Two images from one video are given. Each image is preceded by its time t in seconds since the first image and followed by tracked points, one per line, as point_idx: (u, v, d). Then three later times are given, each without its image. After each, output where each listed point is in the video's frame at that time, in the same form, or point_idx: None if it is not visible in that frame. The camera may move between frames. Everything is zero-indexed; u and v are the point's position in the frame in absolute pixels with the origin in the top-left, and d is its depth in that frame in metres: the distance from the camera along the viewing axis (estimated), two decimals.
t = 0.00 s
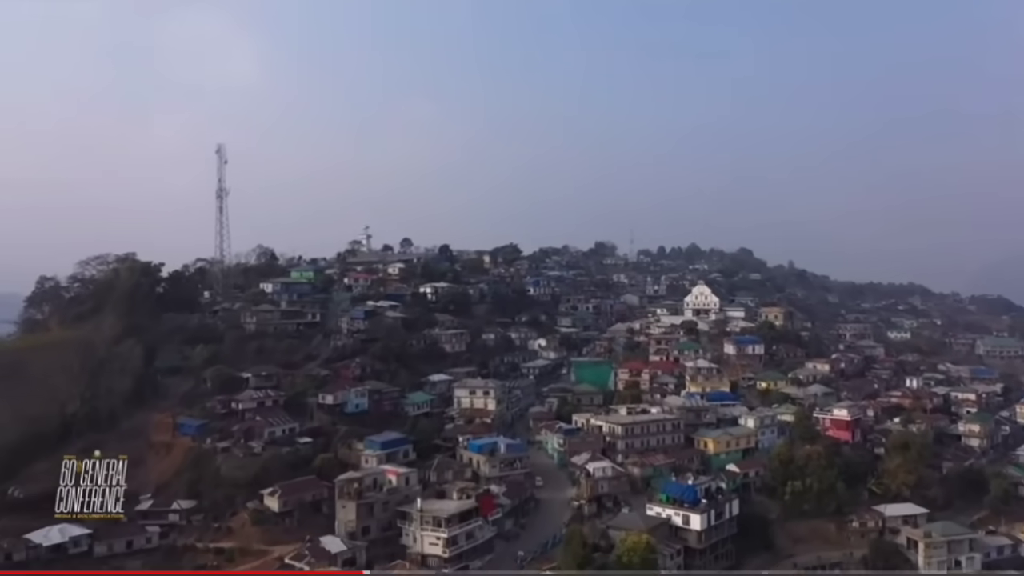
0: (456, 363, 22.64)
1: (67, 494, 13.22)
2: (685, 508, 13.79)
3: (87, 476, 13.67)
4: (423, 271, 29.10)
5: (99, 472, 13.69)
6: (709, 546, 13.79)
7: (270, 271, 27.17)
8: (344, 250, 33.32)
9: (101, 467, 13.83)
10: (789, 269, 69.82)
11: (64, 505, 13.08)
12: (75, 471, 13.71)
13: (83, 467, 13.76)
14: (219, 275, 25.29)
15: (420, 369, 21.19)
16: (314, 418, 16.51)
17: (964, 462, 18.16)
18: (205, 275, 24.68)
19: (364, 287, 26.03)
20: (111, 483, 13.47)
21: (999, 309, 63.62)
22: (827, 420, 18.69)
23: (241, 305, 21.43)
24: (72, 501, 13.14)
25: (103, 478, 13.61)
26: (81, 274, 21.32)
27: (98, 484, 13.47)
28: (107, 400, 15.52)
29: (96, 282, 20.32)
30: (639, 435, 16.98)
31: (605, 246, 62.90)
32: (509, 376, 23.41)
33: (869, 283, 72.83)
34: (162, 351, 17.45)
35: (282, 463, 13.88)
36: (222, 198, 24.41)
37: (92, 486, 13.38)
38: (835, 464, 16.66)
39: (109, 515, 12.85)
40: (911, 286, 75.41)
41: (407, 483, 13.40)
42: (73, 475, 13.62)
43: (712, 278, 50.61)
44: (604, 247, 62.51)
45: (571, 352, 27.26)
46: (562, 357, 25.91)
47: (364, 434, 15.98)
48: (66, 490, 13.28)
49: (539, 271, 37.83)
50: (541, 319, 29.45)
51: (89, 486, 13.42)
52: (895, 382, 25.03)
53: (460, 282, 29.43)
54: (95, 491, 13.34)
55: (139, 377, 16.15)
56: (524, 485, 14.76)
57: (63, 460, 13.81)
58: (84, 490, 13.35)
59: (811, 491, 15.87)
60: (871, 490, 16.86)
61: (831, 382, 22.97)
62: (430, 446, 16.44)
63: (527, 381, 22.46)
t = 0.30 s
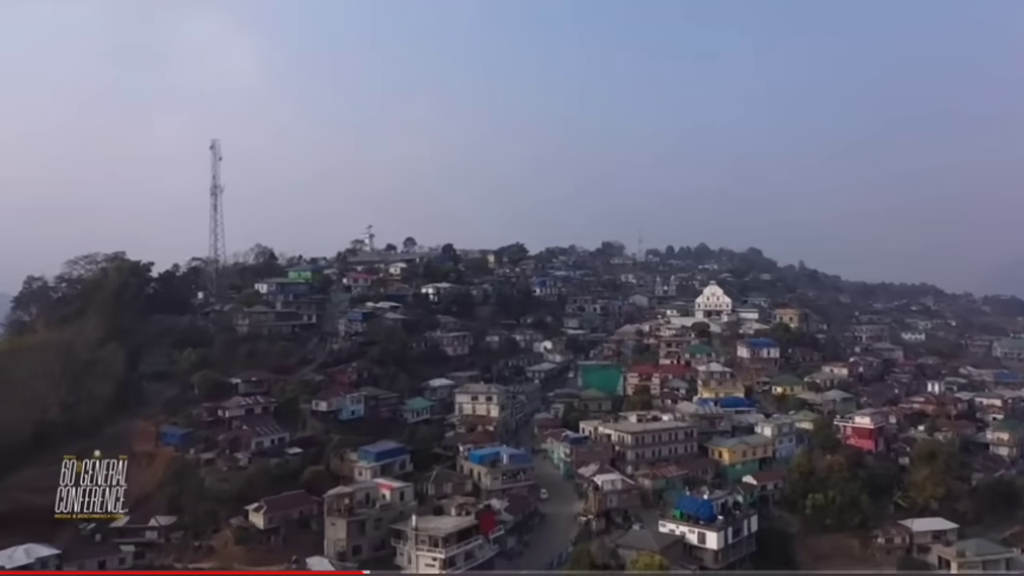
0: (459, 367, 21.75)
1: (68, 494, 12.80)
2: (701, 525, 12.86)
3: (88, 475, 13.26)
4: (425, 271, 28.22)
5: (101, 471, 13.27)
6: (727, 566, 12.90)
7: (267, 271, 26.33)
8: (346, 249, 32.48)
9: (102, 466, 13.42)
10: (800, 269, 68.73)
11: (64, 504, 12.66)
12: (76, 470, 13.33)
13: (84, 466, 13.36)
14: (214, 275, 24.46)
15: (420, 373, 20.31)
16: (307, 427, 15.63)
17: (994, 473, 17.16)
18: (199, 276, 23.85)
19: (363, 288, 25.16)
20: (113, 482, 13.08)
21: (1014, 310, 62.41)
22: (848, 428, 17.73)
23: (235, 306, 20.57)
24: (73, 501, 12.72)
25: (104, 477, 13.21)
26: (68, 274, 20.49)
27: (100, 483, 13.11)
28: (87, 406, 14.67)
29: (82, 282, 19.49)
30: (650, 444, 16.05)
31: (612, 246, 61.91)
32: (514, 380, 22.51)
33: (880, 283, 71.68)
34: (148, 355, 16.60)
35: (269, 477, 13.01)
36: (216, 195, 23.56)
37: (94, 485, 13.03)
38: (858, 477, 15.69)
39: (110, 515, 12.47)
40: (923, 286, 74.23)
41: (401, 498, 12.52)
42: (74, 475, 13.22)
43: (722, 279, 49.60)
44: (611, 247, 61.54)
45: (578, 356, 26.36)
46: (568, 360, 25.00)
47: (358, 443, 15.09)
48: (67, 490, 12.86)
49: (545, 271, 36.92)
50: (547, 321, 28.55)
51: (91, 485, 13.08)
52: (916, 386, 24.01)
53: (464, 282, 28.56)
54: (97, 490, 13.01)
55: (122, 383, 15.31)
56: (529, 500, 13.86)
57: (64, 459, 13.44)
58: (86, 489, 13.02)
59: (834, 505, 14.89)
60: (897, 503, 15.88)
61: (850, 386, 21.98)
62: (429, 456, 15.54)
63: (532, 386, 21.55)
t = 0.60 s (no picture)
0: (460, 371, 20.86)
1: (67, 494, 12.47)
2: (717, 545, 11.92)
3: (87, 475, 12.84)
4: (426, 270, 27.34)
5: (99, 471, 12.82)
6: None
7: (263, 271, 25.48)
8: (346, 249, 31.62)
9: (102, 465, 12.98)
10: (810, 270, 67.63)
11: (62, 505, 12.25)
12: (74, 471, 12.93)
13: (83, 466, 12.95)
14: (208, 275, 23.65)
15: (420, 377, 19.42)
16: (297, 436, 14.75)
17: None
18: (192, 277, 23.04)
19: (362, 288, 24.31)
20: (112, 480, 12.65)
21: None
22: (871, 438, 16.76)
23: (226, 307, 19.73)
24: (72, 501, 12.37)
25: (104, 476, 12.75)
26: (53, 274, 19.70)
27: (99, 483, 12.66)
28: (63, 415, 13.88)
29: (66, 283, 18.68)
30: (661, 455, 15.12)
31: (619, 245, 60.97)
32: (518, 385, 21.59)
33: (892, 283, 70.52)
34: (132, 360, 15.78)
35: (253, 492, 12.16)
36: (209, 192, 22.74)
37: (93, 485, 12.57)
38: (884, 490, 14.72)
39: (109, 515, 11.95)
40: (936, 287, 73.02)
41: (395, 516, 11.63)
42: (73, 476, 12.86)
43: (731, 279, 48.60)
44: (618, 246, 60.55)
45: (584, 360, 25.43)
46: (575, 364, 24.09)
47: (351, 454, 14.21)
48: (66, 491, 12.55)
49: (551, 271, 35.98)
50: (553, 322, 27.62)
51: (90, 484, 12.61)
52: (938, 391, 22.99)
53: (467, 283, 27.66)
54: (97, 489, 12.54)
55: (101, 390, 14.47)
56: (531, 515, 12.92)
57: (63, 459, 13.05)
58: (85, 489, 12.57)
59: (858, 522, 13.93)
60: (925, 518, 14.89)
61: (870, 392, 20.99)
62: (426, 467, 14.64)
63: (536, 391, 20.65)
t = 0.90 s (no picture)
0: (462, 376, 19.71)
1: (67, 494, 11.56)
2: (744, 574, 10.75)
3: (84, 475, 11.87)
4: (429, 269, 26.18)
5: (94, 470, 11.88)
6: None
7: (258, 270, 24.40)
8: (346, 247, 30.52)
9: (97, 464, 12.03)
10: (824, 270, 66.19)
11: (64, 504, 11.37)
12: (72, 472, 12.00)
13: (79, 467, 11.96)
14: (199, 274, 22.57)
15: (419, 383, 18.27)
16: (282, 448, 13.60)
17: None
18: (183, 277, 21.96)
19: (361, 288, 23.18)
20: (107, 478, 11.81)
21: None
22: (904, 450, 15.50)
23: (215, 308, 18.64)
24: (72, 501, 11.44)
25: (98, 475, 11.89)
26: (31, 272, 18.64)
27: (95, 481, 11.76)
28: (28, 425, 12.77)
29: (43, 281, 17.60)
30: (678, 470, 13.92)
31: (629, 244, 59.72)
32: (523, 391, 20.41)
33: (908, 283, 69.01)
34: (108, 365, 14.68)
35: (229, 513, 11.02)
36: (198, 186, 21.65)
37: (90, 483, 11.67)
38: (921, 510, 13.48)
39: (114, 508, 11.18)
40: (953, 287, 71.45)
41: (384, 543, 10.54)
42: (71, 477, 11.86)
43: (744, 279, 47.28)
44: (628, 246, 59.29)
45: (593, 364, 24.23)
46: (583, 368, 22.90)
47: (340, 469, 13.07)
48: (66, 491, 11.65)
49: (559, 270, 34.79)
50: (561, 324, 26.42)
51: (89, 483, 11.68)
52: (970, 399, 21.68)
53: (471, 282, 26.51)
54: (93, 488, 11.63)
55: (71, 397, 13.36)
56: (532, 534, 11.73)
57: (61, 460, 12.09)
58: (83, 489, 11.61)
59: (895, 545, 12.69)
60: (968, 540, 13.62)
61: (898, 399, 19.70)
62: (422, 483, 13.48)
63: (543, 398, 19.47)
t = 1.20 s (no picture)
0: (464, 381, 18.82)
1: (67, 492, 10.73)
2: None
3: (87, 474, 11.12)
4: (431, 269, 25.29)
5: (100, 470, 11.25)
6: None
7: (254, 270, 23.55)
8: (347, 246, 29.67)
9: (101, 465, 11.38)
10: (836, 269, 65.06)
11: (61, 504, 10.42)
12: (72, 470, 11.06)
13: (82, 465, 11.15)
14: (192, 274, 21.74)
15: (418, 388, 17.40)
16: (270, 460, 12.73)
17: None
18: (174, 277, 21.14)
19: (360, 289, 22.31)
20: (113, 482, 11.19)
21: None
22: (935, 462, 14.52)
23: (205, 309, 17.81)
24: (72, 500, 10.58)
25: (104, 477, 11.21)
26: (14, 272, 17.83)
27: (100, 484, 11.10)
28: None
29: (24, 281, 16.79)
30: (693, 484, 12.99)
31: (637, 243, 58.74)
32: (528, 396, 19.49)
33: (922, 283, 67.80)
34: (86, 371, 13.85)
35: (206, 534, 10.15)
36: (191, 182, 20.81)
37: (94, 484, 11.02)
38: (956, 528, 12.51)
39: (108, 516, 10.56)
40: (967, 287, 70.20)
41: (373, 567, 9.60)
42: (74, 474, 10.98)
43: (756, 279, 46.22)
44: (636, 245, 58.29)
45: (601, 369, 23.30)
46: (591, 372, 21.99)
47: (331, 484, 12.19)
48: (64, 490, 10.78)
49: (566, 270, 33.86)
50: (568, 325, 25.50)
51: (92, 484, 11.03)
52: (997, 405, 20.65)
53: (475, 282, 25.61)
54: (99, 489, 10.98)
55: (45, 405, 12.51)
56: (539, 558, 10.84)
57: (63, 458, 11.15)
58: (85, 489, 10.92)
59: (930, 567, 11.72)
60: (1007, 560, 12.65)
61: (923, 406, 18.71)
62: (419, 498, 12.60)
63: (549, 403, 18.56)
